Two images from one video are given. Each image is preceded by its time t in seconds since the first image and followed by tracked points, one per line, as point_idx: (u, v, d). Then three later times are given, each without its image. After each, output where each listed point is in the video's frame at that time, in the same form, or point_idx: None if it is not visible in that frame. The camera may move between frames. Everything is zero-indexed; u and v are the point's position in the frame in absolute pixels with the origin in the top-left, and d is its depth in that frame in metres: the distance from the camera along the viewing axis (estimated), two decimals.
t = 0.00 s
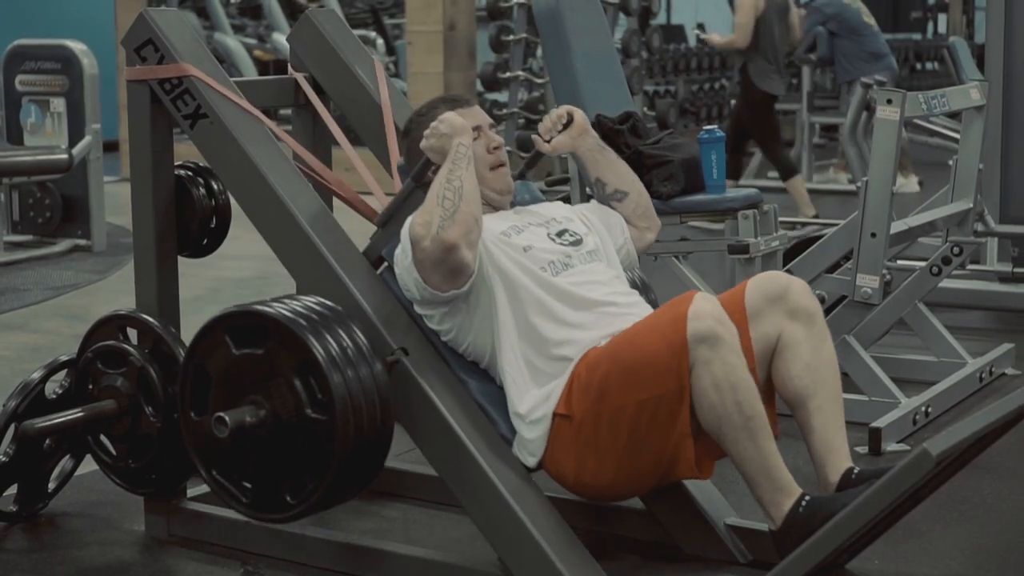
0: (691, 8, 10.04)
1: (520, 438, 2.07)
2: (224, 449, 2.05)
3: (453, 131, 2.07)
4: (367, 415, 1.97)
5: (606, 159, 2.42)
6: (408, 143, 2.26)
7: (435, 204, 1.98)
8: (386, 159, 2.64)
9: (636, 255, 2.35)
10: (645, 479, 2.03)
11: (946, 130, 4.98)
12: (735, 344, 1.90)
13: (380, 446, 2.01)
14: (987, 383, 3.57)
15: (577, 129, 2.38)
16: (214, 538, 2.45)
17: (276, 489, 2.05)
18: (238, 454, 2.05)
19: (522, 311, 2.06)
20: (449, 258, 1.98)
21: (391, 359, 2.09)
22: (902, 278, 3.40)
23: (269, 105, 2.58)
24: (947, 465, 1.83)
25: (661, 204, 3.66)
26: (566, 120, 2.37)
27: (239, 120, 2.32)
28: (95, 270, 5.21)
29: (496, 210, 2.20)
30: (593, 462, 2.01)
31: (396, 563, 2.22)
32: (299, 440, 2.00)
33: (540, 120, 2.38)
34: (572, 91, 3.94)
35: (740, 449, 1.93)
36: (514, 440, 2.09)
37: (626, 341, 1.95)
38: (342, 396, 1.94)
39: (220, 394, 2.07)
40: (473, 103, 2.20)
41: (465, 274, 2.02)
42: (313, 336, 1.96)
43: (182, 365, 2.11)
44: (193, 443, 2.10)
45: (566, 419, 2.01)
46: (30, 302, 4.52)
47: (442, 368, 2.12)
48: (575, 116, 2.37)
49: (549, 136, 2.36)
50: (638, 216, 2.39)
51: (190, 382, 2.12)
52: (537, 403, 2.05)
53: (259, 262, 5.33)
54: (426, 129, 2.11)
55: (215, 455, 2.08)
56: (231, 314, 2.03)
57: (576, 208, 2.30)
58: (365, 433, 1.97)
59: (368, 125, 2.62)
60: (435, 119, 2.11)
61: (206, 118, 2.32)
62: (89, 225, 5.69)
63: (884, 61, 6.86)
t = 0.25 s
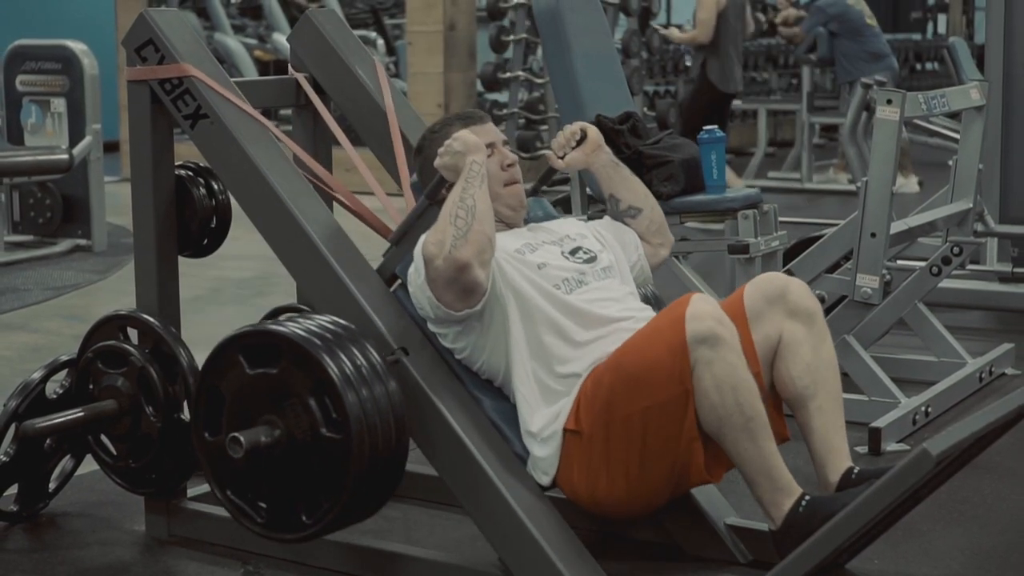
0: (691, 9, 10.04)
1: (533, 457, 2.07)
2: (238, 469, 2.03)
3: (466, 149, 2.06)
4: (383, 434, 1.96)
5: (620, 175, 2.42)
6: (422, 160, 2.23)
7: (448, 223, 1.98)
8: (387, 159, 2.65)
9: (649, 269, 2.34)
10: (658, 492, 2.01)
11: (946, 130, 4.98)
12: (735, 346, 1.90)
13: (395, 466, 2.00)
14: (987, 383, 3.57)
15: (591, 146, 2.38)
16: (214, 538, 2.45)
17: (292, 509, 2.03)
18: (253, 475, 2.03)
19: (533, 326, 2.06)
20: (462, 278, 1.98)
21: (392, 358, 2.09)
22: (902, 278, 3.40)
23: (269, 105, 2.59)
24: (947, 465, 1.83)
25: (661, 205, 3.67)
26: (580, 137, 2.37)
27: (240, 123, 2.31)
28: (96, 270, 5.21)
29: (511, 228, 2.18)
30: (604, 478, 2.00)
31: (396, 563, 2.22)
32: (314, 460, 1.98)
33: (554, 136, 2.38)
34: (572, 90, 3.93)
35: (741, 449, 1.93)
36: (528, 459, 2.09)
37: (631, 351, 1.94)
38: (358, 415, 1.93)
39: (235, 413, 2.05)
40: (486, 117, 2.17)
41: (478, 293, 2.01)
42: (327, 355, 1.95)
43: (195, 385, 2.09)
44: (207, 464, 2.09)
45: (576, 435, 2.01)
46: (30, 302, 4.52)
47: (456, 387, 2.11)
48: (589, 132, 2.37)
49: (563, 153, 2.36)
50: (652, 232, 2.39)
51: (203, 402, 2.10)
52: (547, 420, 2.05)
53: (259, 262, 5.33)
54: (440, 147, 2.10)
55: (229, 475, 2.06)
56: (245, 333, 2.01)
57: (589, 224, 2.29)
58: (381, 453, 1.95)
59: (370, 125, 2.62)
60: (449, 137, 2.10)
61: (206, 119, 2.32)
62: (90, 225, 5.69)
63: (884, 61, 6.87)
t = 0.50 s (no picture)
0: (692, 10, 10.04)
1: (542, 471, 2.06)
2: (249, 482, 2.04)
3: (476, 162, 2.05)
4: (393, 448, 1.96)
5: (629, 187, 2.38)
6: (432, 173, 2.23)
7: (457, 236, 1.97)
8: (388, 158, 2.65)
9: (659, 282, 2.31)
10: (666, 502, 2.01)
11: (946, 131, 4.99)
12: (734, 346, 1.90)
13: (405, 480, 2.00)
14: (987, 384, 3.57)
15: (601, 157, 2.35)
16: (216, 539, 2.45)
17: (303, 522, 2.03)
18: (264, 488, 2.03)
19: (541, 337, 2.06)
20: (472, 291, 1.98)
21: (392, 359, 2.11)
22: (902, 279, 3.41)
23: (268, 107, 2.60)
24: (946, 465, 1.83)
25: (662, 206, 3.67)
26: (588, 148, 2.34)
27: (242, 127, 2.31)
28: (97, 271, 5.21)
29: (521, 239, 2.18)
30: (611, 488, 2.00)
31: (397, 563, 2.22)
32: (324, 473, 1.98)
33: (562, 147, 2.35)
34: (572, 90, 3.93)
35: (742, 451, 1.93)
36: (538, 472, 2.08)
37: (635, 356, 1.93)
38: (368, 429, 1.93)
39: (246, 427, 2.05)
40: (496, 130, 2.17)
41: (487, 305, 2.01)
42: (337, 368, 1.95)
43: (206, 398, 2.10)
44: (218, 477, 2.09)
45: (582, 446, 2.01)
46: (32, 304, 4.52)
47: (464, 401, 2.10)
48: (598, 143, 2.35)
49: (572, 164, 2.33)
50: (661, 243, 2.35)
51: (215, 416, 2.10)
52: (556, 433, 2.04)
53: (260, 263, 5.34)
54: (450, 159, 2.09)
55: (240, 488, 2.06)
56: (256, 347, 2.02)
57: (599, 236, 2.27)
58: (391, 467, 1.96)
59: (370, 126, 2.63)
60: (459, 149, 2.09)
61: (208, 120, 2.32)
62: (91, 226, 5.69)
63: (886, 63, 6.87)
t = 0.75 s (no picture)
0: (692, 11, 10.05)
1: (545, 475, 2.07)
2: (252, 486, 2.03)
3: (481, 166, 2.06)
4: (396, 453, 1.95)
5: (632, 191, 2.39)
6: (436, 177, 2.24)
7: (461, 239, 1.97)
8: (387, 159, 2.65)
9: (662, 284, 2.31)
10: (670, 505, 2.00)
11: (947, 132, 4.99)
12: (734, 347, 1.90)
13: (409, 483, 1.99)
14: (988, 384, 3.57)
15: (604, 161, 2.35)
16: (217, 541, 2.45)
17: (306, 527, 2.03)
18: (267, 492, 2.03)
19: (545, 341, 2.05)
20: (476, 294, 1.98)
21: (393, 359, 2.11)
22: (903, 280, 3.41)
23: (269, 108, 2.60)
24: (947, 466, 1.83)
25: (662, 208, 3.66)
26: (592, 152, 2.34)
27: (245, 129, 2.32)
28: (98, 272, 5.22)
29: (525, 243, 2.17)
30: (616, 492, 2.00)
31: (399, 563, 2.22)
32: (328, 477, 1.98)
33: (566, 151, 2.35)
34: (572, 91, 3.92)
35: (742, 453, 1.93)
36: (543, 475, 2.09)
37: (639, 357, 1.94)
38: (371, 433, 1.93)
39: (249, 431, 2.04)
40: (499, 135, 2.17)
41: (491, 310, 2.01)
42: (340, 372, 1.95)
43: (209, 402, 2.09)
44: (222, 481, 2.08)
45: (586, 450, 2.02)
46: (33, 305, 4.52)
47: (468, 406, 2.10)
48: (602, 148, 2.35)
49: (575, 168, 2.33)
50: (665, 248, 2.35)
51: (217, 420, 2.09)
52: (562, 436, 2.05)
53: (260, 264, 5.34)
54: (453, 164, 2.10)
55: (244, 493, 2.06)
56: (259, 351, 2.01)
57: (602, 239, 2.26)
58: (395, 471, 1.95)
59: (370, 126, 2.64)
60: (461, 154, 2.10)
61: (209, 121, 2.33)
62: (92, 227, 5.70)
63: (886, 64, 6.88)
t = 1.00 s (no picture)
0: (692, 12, 10.06)
1: (544, 473, 2.08)
2: (251, 486, 2.03)
3: (479, 165, 2.06)
4: (396, 452, 1.96)
5: (630, 189, 2.37)
6: (434, 176, 2.24)
7: (462, 238, 1.97)
8: (388, 159, 2.65)
9: (660, 283, 2.31)
10: (669, 504, 2.00)
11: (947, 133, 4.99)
12: (734, 348, 1.90)
13: (407, 482, 2.00)
14: (987, 385, 3.57)
15: (603, 160, 2.32)
16: (218, 541, 2.45)
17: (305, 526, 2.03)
18: (265, 491, 2.03)
19: (545, 339, 2.06)
20: (476, 292, 1.97)
21: (393, 359, 2.12)
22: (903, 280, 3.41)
23: (269, 109, 2.60)
24: (947, 467, 1.84)
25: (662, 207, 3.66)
26: (590, 151, 2.31)
27: (244, 129, 2.32)
28: (99, 273, 5.22)
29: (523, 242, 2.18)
30: (616, 491, 2.00)
31: (400, 563, 2.22)
32: (327, 476, 1.98)
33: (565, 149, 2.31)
34: (573, 91, 3.92)
35: (743, 453, 1.93)
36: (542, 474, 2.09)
37: (636, 357, 1.94)
38: (371, 432, 1.93)
39: (247, 430, 2.05)
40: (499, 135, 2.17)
41: (491, 307, 2.01)
42: (340, 371, 1.95)
43: (208, 402, 2.09)
44: (220, 481, 2.08)
45: (585, 448, 2.02)
46: (34, 305, 4.53)
47: (469, 406, 2.11)
48: (601, 147, 2.32)
49: (574, 167, 2.29)
50: (663, 246, 2.35)
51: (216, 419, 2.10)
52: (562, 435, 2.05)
53: (261, 264, 5.34)
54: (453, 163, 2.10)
55: (243, 492, 2.06)
56: (258, 351, 2.01)
57: (601, 238, 2.27)
58: (394, 470, 1.96)
59: (369, 125, 2.64)
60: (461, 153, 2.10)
61: (209, 121, 2.33)
62: (92, 228, 5.70)
63: (886, 65, 6.88)
